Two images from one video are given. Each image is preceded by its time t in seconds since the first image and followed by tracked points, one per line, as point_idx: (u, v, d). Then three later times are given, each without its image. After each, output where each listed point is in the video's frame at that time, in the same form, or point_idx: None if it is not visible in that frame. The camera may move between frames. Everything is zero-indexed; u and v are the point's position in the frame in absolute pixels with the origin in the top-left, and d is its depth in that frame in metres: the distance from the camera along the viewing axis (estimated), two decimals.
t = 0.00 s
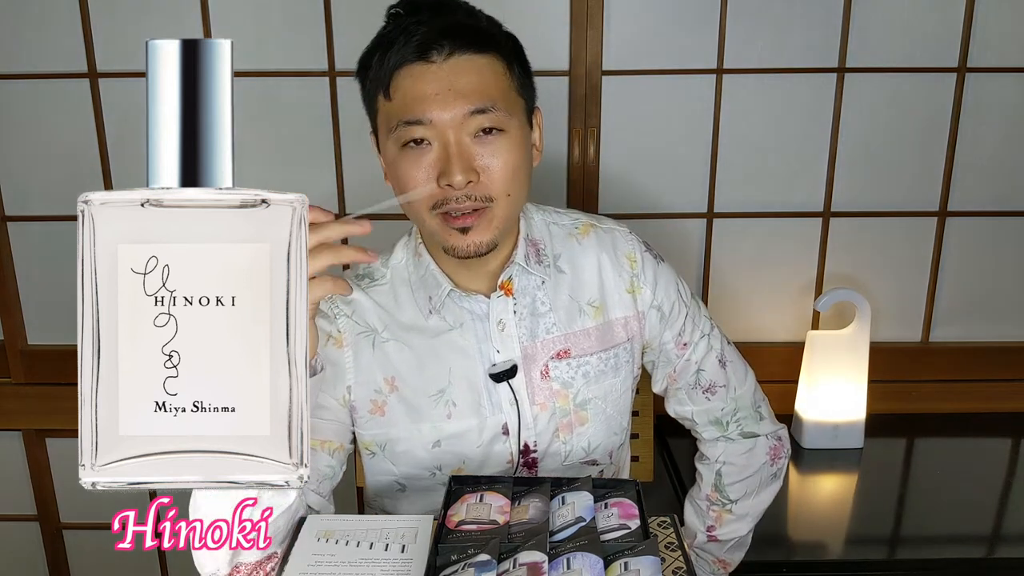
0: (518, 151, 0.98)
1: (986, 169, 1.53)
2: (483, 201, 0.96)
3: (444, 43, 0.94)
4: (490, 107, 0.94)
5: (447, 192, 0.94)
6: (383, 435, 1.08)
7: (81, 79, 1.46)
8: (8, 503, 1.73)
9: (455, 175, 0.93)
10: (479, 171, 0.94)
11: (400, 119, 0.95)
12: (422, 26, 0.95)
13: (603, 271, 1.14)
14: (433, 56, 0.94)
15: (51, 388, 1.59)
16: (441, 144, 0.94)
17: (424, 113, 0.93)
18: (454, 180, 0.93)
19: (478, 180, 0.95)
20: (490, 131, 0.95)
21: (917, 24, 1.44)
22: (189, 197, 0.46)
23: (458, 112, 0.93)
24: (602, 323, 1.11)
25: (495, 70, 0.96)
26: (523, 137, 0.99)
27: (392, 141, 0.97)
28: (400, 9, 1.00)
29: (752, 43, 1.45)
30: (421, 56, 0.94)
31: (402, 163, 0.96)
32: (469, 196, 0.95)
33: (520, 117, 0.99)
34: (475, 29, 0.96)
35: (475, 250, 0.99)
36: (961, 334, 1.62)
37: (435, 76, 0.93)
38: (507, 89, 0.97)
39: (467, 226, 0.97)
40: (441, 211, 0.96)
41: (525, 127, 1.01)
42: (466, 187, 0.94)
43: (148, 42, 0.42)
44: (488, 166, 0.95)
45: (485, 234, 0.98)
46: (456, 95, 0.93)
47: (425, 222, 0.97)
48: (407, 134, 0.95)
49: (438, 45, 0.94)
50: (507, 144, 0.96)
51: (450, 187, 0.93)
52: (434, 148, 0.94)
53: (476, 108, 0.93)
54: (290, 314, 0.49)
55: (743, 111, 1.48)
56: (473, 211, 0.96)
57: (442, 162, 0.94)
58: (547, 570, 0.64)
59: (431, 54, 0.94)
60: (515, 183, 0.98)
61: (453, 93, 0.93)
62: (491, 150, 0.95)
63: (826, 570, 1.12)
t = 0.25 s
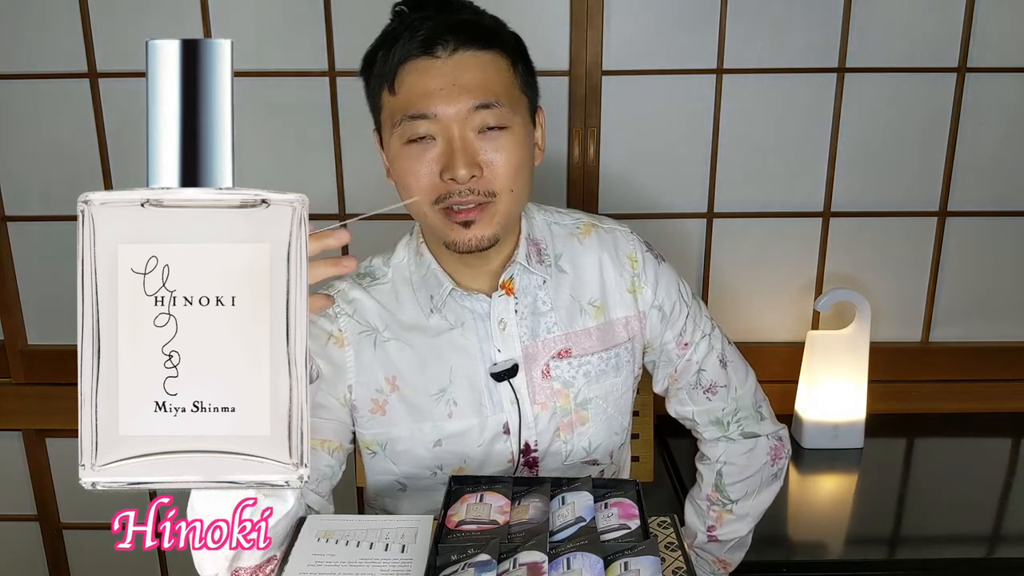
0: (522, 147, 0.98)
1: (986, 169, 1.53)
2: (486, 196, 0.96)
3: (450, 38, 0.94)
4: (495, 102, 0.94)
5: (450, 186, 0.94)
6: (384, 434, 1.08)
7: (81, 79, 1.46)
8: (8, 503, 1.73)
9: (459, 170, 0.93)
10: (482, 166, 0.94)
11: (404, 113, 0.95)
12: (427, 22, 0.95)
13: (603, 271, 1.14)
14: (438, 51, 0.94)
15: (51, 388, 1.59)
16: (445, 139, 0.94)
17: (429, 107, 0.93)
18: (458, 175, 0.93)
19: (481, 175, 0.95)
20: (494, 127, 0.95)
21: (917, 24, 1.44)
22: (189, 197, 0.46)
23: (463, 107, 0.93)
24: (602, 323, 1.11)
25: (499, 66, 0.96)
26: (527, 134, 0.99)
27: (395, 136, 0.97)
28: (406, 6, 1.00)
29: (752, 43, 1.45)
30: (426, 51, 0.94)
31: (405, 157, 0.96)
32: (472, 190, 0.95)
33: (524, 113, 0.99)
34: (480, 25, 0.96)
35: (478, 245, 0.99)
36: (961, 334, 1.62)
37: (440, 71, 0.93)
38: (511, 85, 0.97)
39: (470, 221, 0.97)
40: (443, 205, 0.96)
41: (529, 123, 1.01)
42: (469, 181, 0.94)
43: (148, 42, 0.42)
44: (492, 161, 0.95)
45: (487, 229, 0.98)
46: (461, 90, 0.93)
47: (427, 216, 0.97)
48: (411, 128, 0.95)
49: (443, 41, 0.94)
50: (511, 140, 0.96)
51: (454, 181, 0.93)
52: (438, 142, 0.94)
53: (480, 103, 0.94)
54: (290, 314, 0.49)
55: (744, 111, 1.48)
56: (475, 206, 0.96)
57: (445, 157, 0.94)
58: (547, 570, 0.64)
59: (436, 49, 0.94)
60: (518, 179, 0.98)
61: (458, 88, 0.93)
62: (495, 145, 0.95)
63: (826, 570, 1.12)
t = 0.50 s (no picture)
0: (527, 147, 0.98)
1: (986, 169, 1.53)
2: (492, 197, 0.96)
3: (455, 38, 0.94)
4: (500, 103, 0.94)
5: (455, 187, 0.94)
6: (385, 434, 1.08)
7: (81, 79, 1.46)
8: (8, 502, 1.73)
9: (465, 171, 0.93)
10: (488, 167, 0.94)
11: (409, 114, 0.95)
12: (432, 22, 0.95)
13: (604, 271, 1.14)
14: (443, 52, 0.94)
15: (51, 388, 1.59)
16: (451, 139, 0.94)
17: (434, 108, 0.93)
18: (464, 176, 0.93)
19: (487, 176, 0.95)
20: (499, 127, 0.95)
21: (917, 24, 1.44)
22: (189, 197, 0.46)
23: (469, 107, 0.93)
24: (603, 323, 1.11)
25: (504, 66, 0.96)
26: (531, 134, 0.99)
27: (400, 136, 0.97)
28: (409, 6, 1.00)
29: (752, 43, 1.45)
30: (431, 51, 0.94)
31: (411, 158, 0.96)
32: (478, 191, 0.95)
33: (528, 114, 0.99)
34: (484, 25, 0.96)
35: (483, 246, 0.99)
36: (961, 334, 1.62)
37: (445, 71, 0.93)
38: (515, 86, 0.97)
39: (475, 222, 0.97)
40: (449, 206, 0.96)
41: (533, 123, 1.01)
42: (475, 182, 0.94)
43: (148, 42, 0.42)
44: (497, 162, 0.95)
45: (492, 230, 0.98)
46: (467, 90, 0.93)
47: (432, 217, 0.97)
48: (416, 129, 0.95)
49: (448, 41, 0.94)
50: (516, 140, 0.96)
51: (460, 182, 0.93)
52: (443, 142, 0.94)
53: (485, 104, 0.94)
54: (290, 314, 0.49)
55: (744, 111, 1.48)
56: (481, 207, 0.96)
57: (451, 157, 0.94)
58: (547, 570, 0.64)
59: (441, 49, 0.94)
60: (523, 179, 0.98)
61: (464, 88, 0.93)
62: (500, 145, 0.95)
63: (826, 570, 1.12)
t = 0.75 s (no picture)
0: (527, 150, 0.98)
1: (986, 169, 1.53)
2: (493, 200, 0.96)
3: (454, 42, 0.94)
4: (500, 106, 0.94)
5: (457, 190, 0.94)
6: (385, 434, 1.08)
7: (81, 79, 1.46)
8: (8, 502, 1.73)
9: (466, 175, 0.92)
10: (489, 170, 0.94)
11: (410, 118, 0.95)
12: (431, 25, 0.95)
13: (603, 271, 1.14)
14: (443, 55, 0.94)
15: (51, 388, 1.59)
16: (452, 143, 0.94)
17: (435, 111, 0.93)
18: (465, 179, 0.93)
19: (488, 179, 0.95)
20: (500, 130, 0.95)
21: (917, 23, 1.44)
22: (189, 197, 0.46)
23: (469, 111, 0.93)
24: (603, 323, 1.11)
25: (503, 69, 0.96)
26: (531, 136, 0.99)
27: (401, 141, 0.97)
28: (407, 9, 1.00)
29: (752, 43, 1.45)
30: (431, 55, 0.94)
31: (412, 162, 0.96)
32: (479, 194, 0.95)
33: (527, 116, 0.99)
34: (483, 28, 0.96)
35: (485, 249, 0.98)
36: (961, 334, 1.62)
37: (445, 75, 0.93)
38: (515, 88, 0.97)
39: (476, 225, 0.97)
40: (450, 209, 0.95)
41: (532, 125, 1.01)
42: (476, 186, 0.94)
43: (148, 42, 0.42)
44: (498, 165, 0.95)
45: (494, 233, 0.98)
46: (467, 94, 0.93)
47: (434, 221, 0.97)
48: (417, 133, 0.95)
49: (448, 44, 0.94)
50: (517, 143, 0.96)
51: (461, 186, 0.93)
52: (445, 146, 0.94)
53: (486, 107, 0.94)
54: (290, 313, 0.49)
55: (744, 111, 1.48)
56: (482, 210, 0.96)
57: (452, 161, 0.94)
58: (547, 570, 0.64)
59: (440, 53, 0.94)
60: (524, 181, 0.98)
61: (464, 91, 0.93)
62: (501, 148, 0.95)
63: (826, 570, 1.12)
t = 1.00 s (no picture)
0: (527, 150, 0.98)
1: (986, 169, 1.53)
2: (494, 200, 0.96)
3: (454, 42, 0.94)
4: (500, 106, 0.94)
5: (457, 191, 0.94)
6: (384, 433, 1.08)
7: (81, 79, 1.46)
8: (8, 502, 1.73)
9: (467, 176, 0.93)
10: (489, 170, 0.95)
11: (410, 119, 0.95)
12: (431, 26, 0.95)
13: (603, 271, 1.14)
14: (443, 56, 0.94)
15: (51, 388, 1.59)
16: (452, 144, 0.94)
17: (435, 112, 0.93)
18: (466, 180, 0.93)
19: (489, 180, 0.95)
20: (500, 131, 0.95)
21: (917, 24, 1.44)
22: (189, 197, 0.46)
23: (469, 112, 0.93)
24: (602, 323, 1.11)
25: (503, 69, 0.96)
26: (531, 136, 0.99)
27: (401, 142, 0.97)
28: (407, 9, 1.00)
29: (752, 43, 1.45)
30: (431, 56, 0.94)
31: (412, 163, 0.96)
32: (480, 195, 0.95)
33: (527, 116, 0.99)
34: (482, 28, 0.96)
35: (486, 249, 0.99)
36: (961, 334, 1.62)
37: (445, 76, 0.93)
38: (515, 88, 0.97)
39: (477, 226, 0.97)
40: (451, 210, 0.96)
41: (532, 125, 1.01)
42: (477, 186, 0.94)
43: (148, 42, 0.42)
44: (499, 165, 0.95)
45: (494, 234, 0.98)
46: (467, 94, 0.93)
47: (435, 222, 0.97)
48: (417, 134, 0.95)
49: (447, 45, 0.94)
50: (517, 143, 0.96)
51: (462, 187, 0.93)
52: (445, 147, 0.94)
53: (486, 108, 0.94)
54: (290, 313, 0.49)
55: (744, 111, 1.48)
56: (483, 211, 0.97)
57: (453, 162, 0.94)
58: (547, 570, 0.64)
59: (440, 54, 0.94)
60: (525, 181, 0.98)
61: (464, 92, 0.93)
62: (501, 149, 0.95)
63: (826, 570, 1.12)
